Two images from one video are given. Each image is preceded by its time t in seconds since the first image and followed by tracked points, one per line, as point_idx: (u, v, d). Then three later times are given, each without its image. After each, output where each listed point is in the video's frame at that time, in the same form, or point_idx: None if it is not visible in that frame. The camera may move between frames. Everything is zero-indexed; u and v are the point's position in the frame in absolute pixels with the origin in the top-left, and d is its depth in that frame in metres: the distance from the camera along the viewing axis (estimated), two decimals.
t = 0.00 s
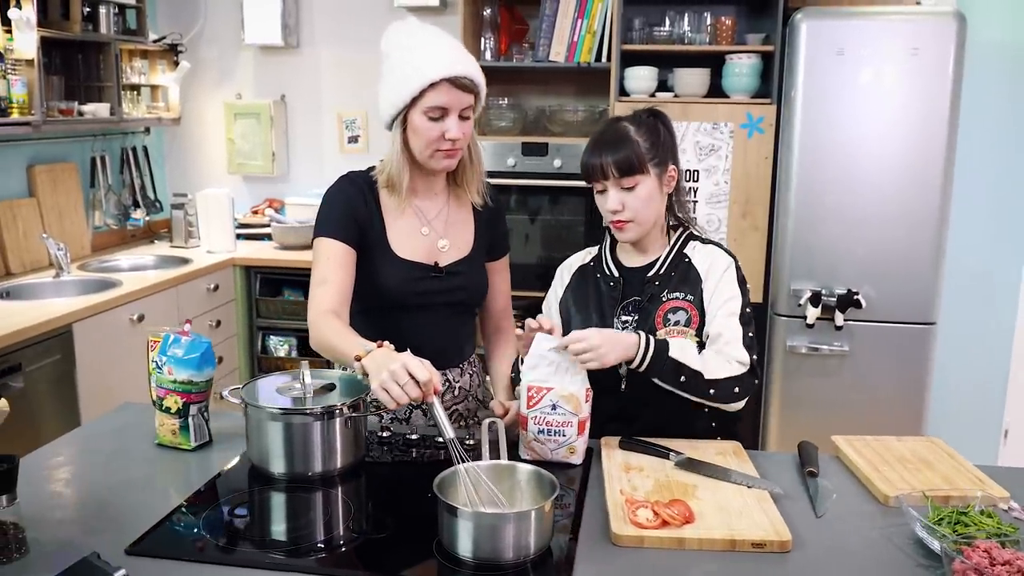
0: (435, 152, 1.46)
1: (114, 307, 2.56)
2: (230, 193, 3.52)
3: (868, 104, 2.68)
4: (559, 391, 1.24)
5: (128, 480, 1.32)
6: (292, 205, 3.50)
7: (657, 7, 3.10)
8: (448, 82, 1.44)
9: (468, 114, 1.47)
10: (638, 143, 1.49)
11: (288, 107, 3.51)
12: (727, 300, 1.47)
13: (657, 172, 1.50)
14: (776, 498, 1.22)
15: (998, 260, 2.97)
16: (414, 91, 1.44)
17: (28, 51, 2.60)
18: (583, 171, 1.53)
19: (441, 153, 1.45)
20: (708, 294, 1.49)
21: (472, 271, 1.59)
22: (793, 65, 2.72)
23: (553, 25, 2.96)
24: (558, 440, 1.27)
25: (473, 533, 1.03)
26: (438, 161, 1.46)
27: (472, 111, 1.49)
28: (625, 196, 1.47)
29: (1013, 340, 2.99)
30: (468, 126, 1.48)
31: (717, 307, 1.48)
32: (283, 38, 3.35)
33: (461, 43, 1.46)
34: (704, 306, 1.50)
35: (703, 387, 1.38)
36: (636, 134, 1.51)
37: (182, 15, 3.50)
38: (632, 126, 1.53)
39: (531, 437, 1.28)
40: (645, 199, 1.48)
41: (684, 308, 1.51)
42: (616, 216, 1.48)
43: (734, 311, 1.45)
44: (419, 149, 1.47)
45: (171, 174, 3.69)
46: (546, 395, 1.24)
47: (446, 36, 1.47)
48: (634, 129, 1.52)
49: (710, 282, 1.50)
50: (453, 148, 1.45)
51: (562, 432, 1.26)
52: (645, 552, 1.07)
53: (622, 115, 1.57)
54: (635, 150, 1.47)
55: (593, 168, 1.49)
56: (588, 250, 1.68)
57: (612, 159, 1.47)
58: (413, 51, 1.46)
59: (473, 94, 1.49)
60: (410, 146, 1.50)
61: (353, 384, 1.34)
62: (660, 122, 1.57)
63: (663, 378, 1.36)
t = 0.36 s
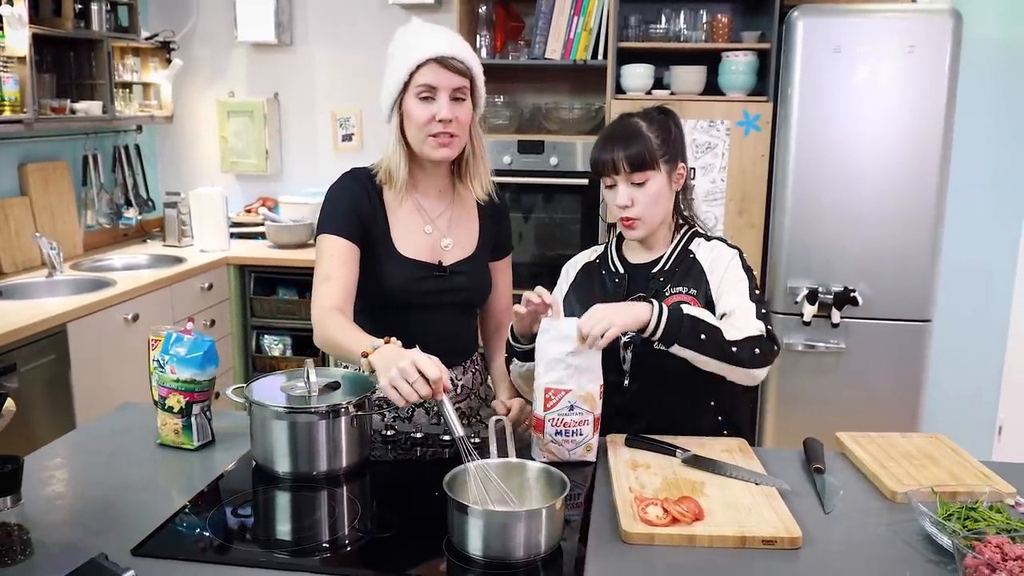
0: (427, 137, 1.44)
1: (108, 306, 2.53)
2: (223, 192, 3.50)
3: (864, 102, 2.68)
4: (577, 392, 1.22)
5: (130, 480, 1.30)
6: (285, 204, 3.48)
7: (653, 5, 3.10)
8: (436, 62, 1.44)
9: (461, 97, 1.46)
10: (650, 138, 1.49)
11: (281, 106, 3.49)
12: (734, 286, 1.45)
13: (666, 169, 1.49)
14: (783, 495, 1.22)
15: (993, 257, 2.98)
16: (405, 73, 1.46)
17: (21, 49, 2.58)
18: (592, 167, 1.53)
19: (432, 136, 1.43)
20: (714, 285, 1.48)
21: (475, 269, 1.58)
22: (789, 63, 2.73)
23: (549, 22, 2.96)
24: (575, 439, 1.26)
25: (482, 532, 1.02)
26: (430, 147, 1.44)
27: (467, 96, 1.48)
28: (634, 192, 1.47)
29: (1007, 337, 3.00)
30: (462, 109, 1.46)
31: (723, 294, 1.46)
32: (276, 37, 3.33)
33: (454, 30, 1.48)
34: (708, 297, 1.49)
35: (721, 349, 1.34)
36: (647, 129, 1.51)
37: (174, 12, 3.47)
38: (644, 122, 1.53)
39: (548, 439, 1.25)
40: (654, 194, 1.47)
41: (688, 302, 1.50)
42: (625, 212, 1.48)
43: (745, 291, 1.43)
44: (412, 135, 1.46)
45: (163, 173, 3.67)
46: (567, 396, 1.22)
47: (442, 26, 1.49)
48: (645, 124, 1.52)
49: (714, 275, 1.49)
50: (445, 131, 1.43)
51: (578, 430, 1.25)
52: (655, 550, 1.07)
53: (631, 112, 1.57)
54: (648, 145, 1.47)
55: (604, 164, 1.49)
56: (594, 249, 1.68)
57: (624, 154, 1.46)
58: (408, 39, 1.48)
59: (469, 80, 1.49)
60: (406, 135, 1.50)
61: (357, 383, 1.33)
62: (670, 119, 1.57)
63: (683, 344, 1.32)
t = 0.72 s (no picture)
0: (417, 133, 1.42)
1: (107, 307, 2.51)
2: (223, 191, 3.48)
3: (869, 99, 2.66)
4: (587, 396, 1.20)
5: (127, 485, 1.28)
6: (286, 203, 3.46)
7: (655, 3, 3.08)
8: (422, 57, 1.44)
9: (450, 91, 1.45)
10: (657, 137, 1.46)
11: (281, 105, 3.47)
12: (742, 298, 1.44)
13: (674, 169, 1.47)
14: (792, 502, 1.20)
15: (1000, 256, 2.96)
16: (393, 70, 1.45)
17: (19, 48, 2.56)
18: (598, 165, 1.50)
19: (422, 131, 1.41)
20: (722, 293, 1.47)
21: (473, 271, 1.57)
22: (793, 61, 2.70)
23: (550, 20, 2.94)
24: (587, 445, 1.24)
25: (484, 539, 1.00)
26: (420, 142, 1.42)
27: (457, 90, 1.46)
28: (641, 191, 1.45)
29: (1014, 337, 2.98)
30: (452, 103, 1.45)
31: (729, 304, 1.45)
32: (276, 36, 3.32)
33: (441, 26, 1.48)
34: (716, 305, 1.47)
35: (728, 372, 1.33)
36: (654, 128, 1.48)
37: (174, 11, 3.45)
38: (651, 120, 1.50)
39: (560, 446, 1.24)
40: (661, 195, 1.45)
41: (694, 307, 1.48)
42: (631, 212, 1.46)
43: (752, 309, 1.42)
44: (401, 131, 1.45)
45: (164, 173, 3.65)
46: (578, 401, 1.20)
47: (433, 24, 1.49)
48: (652, 123, 1.49)
49: (722, 281, 1.48)
50: (434, 124, 1.42)
51: (590, 435, 1.23)
52: (661, 559, 1.05)
53: (637, 110, 1.54)
54: (655, 143, 1.44)
55: (610, 162, 1.47)
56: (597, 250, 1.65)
57: (631, 152, 1.44)
58: (397, 39, 1.48)
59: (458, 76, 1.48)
60: (397, 133, 1.49)
61: (356, 386, 1.31)
62: (677, 118, 1.54)
63: (692, 363, 1.30)
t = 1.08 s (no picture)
0: (425, 131, 1.42)
1: (133, 307, 2.51)
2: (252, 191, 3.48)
3: (908, 98, 2.58)
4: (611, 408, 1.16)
5: (138, 492, 1.26)
6: (315, 203, 3.45)
7: None
8: (425, 52, 1.45)
9: (458, 87, 1.44)
10: (685, 139, 1.41)
11: (310, 105, 3.46)
12: (772, 311, 1.39)
13: (702, 174, 1.42)
14: (820, 522, 1.14)
15: None
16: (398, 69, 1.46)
17: (48, 49, 2.56)
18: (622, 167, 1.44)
19: (430, 128, 1.41)
20: (751, 303, 1.42)
21: (488, 277, 1.55)
22: (829, 58, 2.63)
23: (579, 18, 2.89)
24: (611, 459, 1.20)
25: (493, 559, 0.95)
26: (428, 139, 1.41)
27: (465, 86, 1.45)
28: (667, 197, 1.40)
29: None
30: (459, 98, 1.44)
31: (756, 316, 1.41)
32: (304, 35, 3.31)
33: (447, 25, 1.49)
34: (744, 316, 1.43)
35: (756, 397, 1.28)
36: (682, 129, 1.43)
37: (204, 11, 3.46)
38: (679, 122, 1.45)
39: (583, 462, 1.19)
40: (688, 201, 1.40)
41: (721, 317, 1.44)
42: (657, 217, 1.41)
43: (782, 324, 1.38)
44: (408, 128, 1.44)
45: (194, 173, 3.66)
46: (604, 412, 1.16)
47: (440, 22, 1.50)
48: (680, 125, 1.44)
49: (751, 291, 1.43)
50: (442, 120, 1.41)
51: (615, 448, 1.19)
52: None
53: (663, 109, 1.49)
54: (684, 147, 1.40)
55: (635, 165, 1.41)
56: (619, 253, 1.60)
57: (657, 156, 1.39)
58: (403, 38, 1.50)
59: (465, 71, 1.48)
60: (405, 132, 1.49)
61: (371, 393, 1.28)
62: (706, 118, 1.49)
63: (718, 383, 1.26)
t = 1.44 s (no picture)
0: (426, 129, 1.38)
1: (141, 304, 2.50)
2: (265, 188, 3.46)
3: (930, 99, 2.52)
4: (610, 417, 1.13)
5: (128, 494, 1.24)
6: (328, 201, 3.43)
7: None
8: (427, 51, 1.42)
9: (461, 86, 1.41)
10: (694, 141, 1.38)
11: (324, 102, 3.44)
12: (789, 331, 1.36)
13: (711, 178, 1.38)
14: (825, 538, 1.10)
15: None
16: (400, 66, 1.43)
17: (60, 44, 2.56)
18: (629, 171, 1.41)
19: (432, 126, 1.37)
20: (767, 319, 1.39)
21: (490, 280, 1.52)
22: (850, 58, 2.57)
23: (595, 16, 2.85)
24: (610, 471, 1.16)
25: None
26: (430, 137, 1.37)
27: (468, 85, 1.42)
28: (676, 200, 1.35)
29: None
30: (463, 98, 1.40)
31: (773, 335, 1.38)
32: (319, 31, 3.29)
33: (452, 23, 1.46)
34: (758, 329, 1.39)
35: (773, 450, 1.30)
36: (691, 132, 1.40)
37: (219, 7, 3.45)
38: (689, 123, 1.41)
39: (582, 472, 1.15)
40: (697, 205, 1.36)
41: (733, 328, 1.40)
42: (664, 220, 1.36)
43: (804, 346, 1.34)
44: (410, 128, 1.41)
45: (208, 170, 3.65)
46: (603, 425, 1.13)
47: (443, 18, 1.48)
48: (689, 127, 1.40)
49: (765, 304, 1.39)
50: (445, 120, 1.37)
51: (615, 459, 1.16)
52: None
53: (672, 111, 1.45)
54: (693, 149, 1.36)
55: (643, 167, 1.37)
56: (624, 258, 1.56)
57: (666, 158, 1.35)
58: (405, 35, 1.47)
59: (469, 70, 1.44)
60: (407, 132, 1.46)
61: (366, 398, 1.26)
62: (715, 120, 1.45)
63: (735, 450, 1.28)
